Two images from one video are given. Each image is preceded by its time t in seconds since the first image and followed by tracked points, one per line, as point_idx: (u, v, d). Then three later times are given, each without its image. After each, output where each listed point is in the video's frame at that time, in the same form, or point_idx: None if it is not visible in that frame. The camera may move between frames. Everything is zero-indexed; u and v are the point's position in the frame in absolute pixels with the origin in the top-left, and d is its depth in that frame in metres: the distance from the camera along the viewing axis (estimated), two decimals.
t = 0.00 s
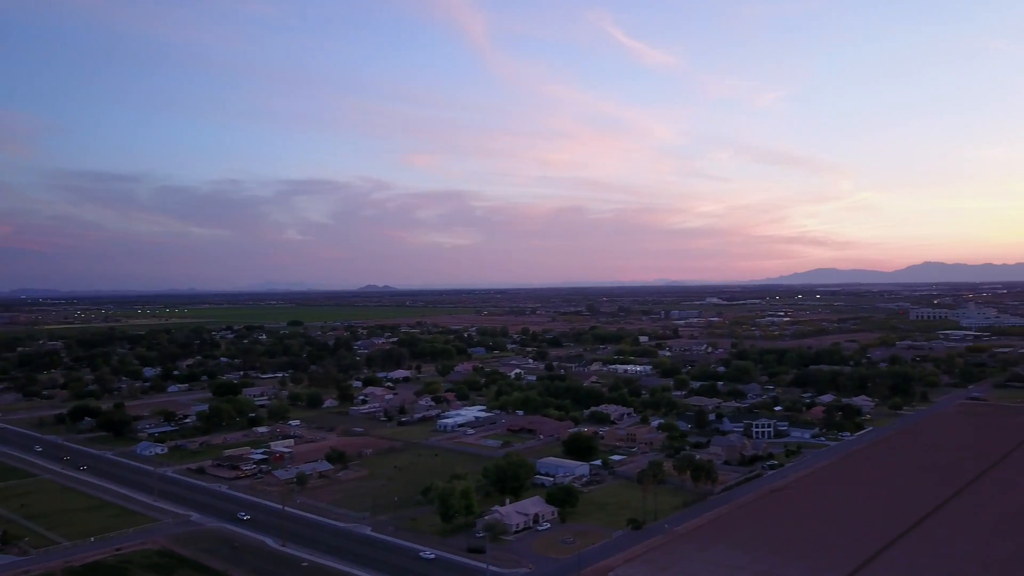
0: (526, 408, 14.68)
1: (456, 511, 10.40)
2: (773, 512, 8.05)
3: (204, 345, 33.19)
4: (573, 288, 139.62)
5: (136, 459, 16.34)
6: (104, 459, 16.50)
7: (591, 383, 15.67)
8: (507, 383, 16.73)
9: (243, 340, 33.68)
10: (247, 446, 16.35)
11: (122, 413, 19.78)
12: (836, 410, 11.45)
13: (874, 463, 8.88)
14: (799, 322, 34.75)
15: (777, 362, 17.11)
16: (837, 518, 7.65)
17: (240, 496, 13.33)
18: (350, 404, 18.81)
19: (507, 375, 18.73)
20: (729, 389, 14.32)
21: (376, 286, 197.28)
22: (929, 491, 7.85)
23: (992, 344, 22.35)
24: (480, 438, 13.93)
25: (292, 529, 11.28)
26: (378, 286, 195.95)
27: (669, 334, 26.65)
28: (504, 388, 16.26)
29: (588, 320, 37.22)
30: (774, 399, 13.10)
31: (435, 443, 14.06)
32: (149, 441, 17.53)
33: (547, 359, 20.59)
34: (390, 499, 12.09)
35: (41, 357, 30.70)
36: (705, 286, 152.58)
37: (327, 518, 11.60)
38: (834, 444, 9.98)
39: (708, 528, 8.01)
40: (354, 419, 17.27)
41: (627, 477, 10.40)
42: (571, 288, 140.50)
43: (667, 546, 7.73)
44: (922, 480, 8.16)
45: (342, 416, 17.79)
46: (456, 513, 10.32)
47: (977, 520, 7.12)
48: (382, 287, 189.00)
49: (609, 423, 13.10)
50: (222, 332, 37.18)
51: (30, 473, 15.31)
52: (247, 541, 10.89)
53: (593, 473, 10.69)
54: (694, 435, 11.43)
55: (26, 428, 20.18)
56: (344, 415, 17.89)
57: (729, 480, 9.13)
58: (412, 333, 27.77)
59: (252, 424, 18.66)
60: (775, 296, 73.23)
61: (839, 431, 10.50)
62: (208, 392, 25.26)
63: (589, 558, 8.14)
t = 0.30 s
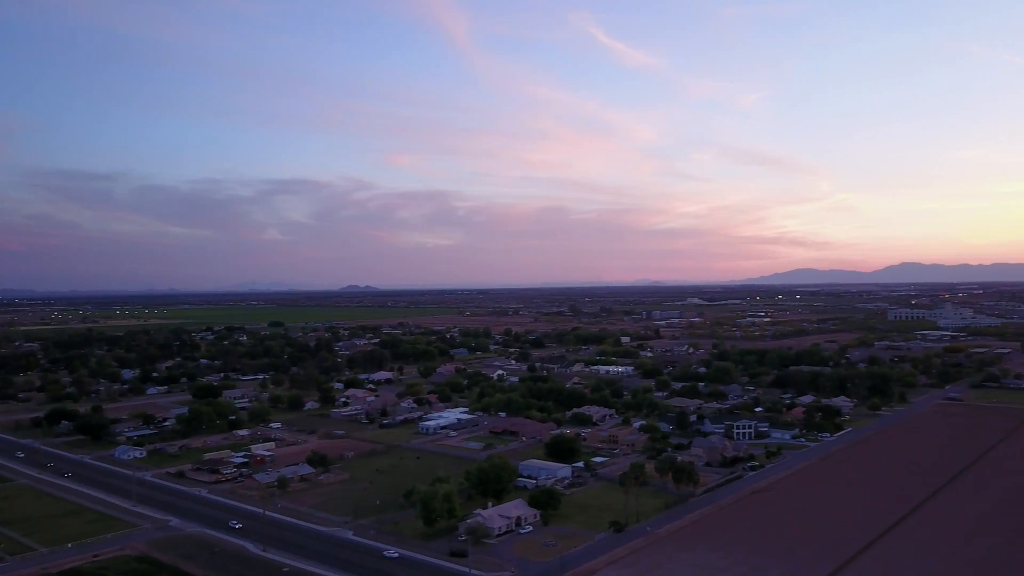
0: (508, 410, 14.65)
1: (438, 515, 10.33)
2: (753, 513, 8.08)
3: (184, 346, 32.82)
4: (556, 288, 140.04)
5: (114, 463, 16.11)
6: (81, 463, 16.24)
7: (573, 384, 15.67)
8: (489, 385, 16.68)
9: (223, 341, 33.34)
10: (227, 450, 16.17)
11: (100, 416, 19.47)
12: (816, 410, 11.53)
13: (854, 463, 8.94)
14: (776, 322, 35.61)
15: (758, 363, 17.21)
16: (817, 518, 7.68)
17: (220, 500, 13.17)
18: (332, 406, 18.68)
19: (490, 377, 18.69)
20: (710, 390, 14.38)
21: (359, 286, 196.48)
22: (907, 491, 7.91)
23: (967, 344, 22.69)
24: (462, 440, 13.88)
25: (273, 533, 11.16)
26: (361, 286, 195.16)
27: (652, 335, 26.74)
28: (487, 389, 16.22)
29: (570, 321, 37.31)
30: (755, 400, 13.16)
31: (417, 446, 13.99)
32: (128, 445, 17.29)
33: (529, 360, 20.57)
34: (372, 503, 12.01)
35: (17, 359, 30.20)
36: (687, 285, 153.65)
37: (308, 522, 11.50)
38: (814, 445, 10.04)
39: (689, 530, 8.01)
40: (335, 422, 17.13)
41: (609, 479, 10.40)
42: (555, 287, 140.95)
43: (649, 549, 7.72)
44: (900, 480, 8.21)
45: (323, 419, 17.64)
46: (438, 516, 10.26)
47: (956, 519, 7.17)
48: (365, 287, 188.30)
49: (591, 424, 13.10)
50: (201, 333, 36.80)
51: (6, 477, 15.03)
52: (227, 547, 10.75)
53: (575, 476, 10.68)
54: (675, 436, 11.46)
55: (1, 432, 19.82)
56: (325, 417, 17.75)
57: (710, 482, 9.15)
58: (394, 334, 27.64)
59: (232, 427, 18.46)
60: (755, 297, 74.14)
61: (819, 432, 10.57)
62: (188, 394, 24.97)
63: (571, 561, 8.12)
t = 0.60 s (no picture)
0: (490, 411, 14.61)
1: (420, 519, 10.26)
2: (734, 515, 8.10)
3: (163, 347, 32.42)
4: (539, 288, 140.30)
5: (91, 467, 15.86)
6: (58, 467, 15.98)
7: (555, 385, 15.66)
8: (472, 387, 16.63)
9: (203, 343, 32.99)
10: (207, 453, 15.98)
11: (77, 419, 19.17)
12: (795, 411, 11.60)
13: (832, 465, 8.99)
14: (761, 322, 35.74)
15: (738, 364, 17.32)
16: (797, 520, 7.71)
17: (200, 505, 13.02)
18: (313, 408, 18.54)
19: (472, 378, 18.64)
20: (691, 391, 14.43)
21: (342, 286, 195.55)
22: (886, 492, 7.96)
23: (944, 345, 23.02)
24: (444, 442, 13.83)
25: (253, 538, 11.04)
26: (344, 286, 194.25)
27: (633, 335, 26.82)
28: (469, 391, 16.17)
29: (552, 322, 37.40)
30: (735, 401, 13.23)
31: (399, 448, 13.91)
32: (105, 448, 17.03)
33: (511, 361, 20.55)
34: (353, 506, 11.91)
35: None
36: (669, 285, 154.81)
37: (289, 526, 11.38)
38: (793, 446, 10.10)
39: (671, 531, 8.02)
40: (317, 424, 17.00)
41: (591, 482, 10.39)
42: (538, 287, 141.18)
43: (631, 551, 7.71)
44: (878, 481, 8.27)
45: (304, 422, 17.50)
46: (420, 520, 10.19)
47: (932, 520, 7.22)
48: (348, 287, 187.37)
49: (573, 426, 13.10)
50: (181, 334, 36.37)
51: None
52: (207, 552, 10.62)
53: (557, 478, 10.67)
54: (657, 437, 11.49)
55: None
56: (306, 420, 17.61)
57: (691, 484, 9.17)
58: (375, 335, 27.51)
59: (213, 429, 18.25)
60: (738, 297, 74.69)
61: (799, 432, 10.63)
62: (167, 396, 24.67)
63: (554, 564, 8.09)
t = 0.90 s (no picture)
0: (472, 413, 14.56)
1: (402, 523, 10.18)
2: (715, 516, 8.12)
3: (141, 349, 32.03)
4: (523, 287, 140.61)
5: (68, 471, 15.60)
6: (34, 472, 15.70)
7: (538, 386, 15.65)
8: (454, 389, 16.56)
9: (182, 344, 32.62)
10: (187, 457, 15.78)
11: (54, 423, 18.85)
12: (776, 412, 11.67)
13: (812, 465, 9.03)
14: (737, 322, 36.78)
15: (719, 364, 17.40)
16: (778, 521, 7.74)
17: (179, 509, 12.85)
18: (294, 410, 18.39)
19: (454, 380, 18.58)
20: (672, 392, 14.48)
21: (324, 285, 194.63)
22: (865, 492, 8.01)
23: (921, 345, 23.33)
24: (426, 444, 13.76)
25: (234, 543, 10.91)
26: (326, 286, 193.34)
27: (615, 336, 26.89)
28: (451, 393, 16.11)
29: (535, 323, 37.49)
30: (716, 402, 13.28)
31: (380, 451, 13.83)
32: (83, 452, 16.77)
33: (494, 362, 20.52)
34: (335, 510, 11.82)
35: None
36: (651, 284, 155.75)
37: (269, 531, 11.26)
38: (774, 447, 10.15)
39: (653, 534, 8.02)
40: (298, 427, 16.86)
41: (573, 484, 10.38)
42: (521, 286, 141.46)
43: (613, 554, 7.70)
44: (858, 481, 8.31)
45: (285, 424, 17.33)
46: (402, 523, 10.11)
47: (911, 520, 7.26)
48: (330, 286, 186.39)
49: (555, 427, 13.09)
50: (160, 335, 35.96)
51: None
52: (186, 558, 10.47)
53: (539, 480, 10.65)
54: (638, 439, 11.51)
55: None
56: (287, 422, 17.44)
57: (672, 485, 9.18)
58: (357, 336, 27.36)
59: (192, 432, 18.03)
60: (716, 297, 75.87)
61: (779, 433, 10.69)
62: (146, 399, 24.37)
63: (536, 567, 8.06)
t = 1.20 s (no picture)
0: (454, 415, 14.51)
1: (384, 526, 10.09)
2: (697, 518, 8.13)
3: (119, 350, 31.58)
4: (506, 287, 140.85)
5: (44, 476, 15.33)
6: (9, 477, 15.41)
7: (520, 388, 15.63)
8: (436, 391, 16.49)
9: (161, 345, 32.20)
10: (166, 460, 15.57)
11: (30, 426, 18.52)
12: (756, 413, 11.75)
13: (793, 466, 9.08)
14: (719, 322, 37.13)
15: (700, 365, 17.48)
16: (760, 522, 7.77)
17: (158, 514, 12.67)
18: (275, 413, 18.22)
19: (436, 382, 18.51)
20: (654, 393, 14.52)
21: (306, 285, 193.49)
22: (845, 492, 8.07)
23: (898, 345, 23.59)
24: (408, 447, 13.69)
25: (214, 548, 10.77)
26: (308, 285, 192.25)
27: (597, 336, 26.94)
28: (433, 394, 16.05)
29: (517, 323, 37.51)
30: (697, 403, 13.33)
31: (362, 454, 13.74)
32: (59, 456, 16.49)
33: (476, 363, 20.47)
34: (316, 514, 11.71)
35: None
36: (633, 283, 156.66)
37: (250, 535, 11.13)
38: (754, 447, 10.21)
39: (635, 536, 8.01)
40: (278, 430, 16.71)
41: (555, 486, 10.37)
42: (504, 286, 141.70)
43: (595, 556, 7.69)
44: (838, 482, 8.36)
45: (265, 427, 17.16)
46: (384, 527, 10.04)
47: (890, 520, 7.32)
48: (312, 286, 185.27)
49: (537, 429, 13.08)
50: (138, 336, 35.51)
51: None
52: (165, 564, 10.32)
53: (521, 482, 10.62)
54: (620, 440, 11.52)
55: None
56: (267, 425, 17.27)
57: (654, 487, 9.20)
58: (338, 337, 27.18)
59: (171, 435, 17.80)
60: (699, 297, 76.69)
61: (760, 434, 10.76)
62: (124, 402, 24.02)
63: (519, 570, 8.02)
